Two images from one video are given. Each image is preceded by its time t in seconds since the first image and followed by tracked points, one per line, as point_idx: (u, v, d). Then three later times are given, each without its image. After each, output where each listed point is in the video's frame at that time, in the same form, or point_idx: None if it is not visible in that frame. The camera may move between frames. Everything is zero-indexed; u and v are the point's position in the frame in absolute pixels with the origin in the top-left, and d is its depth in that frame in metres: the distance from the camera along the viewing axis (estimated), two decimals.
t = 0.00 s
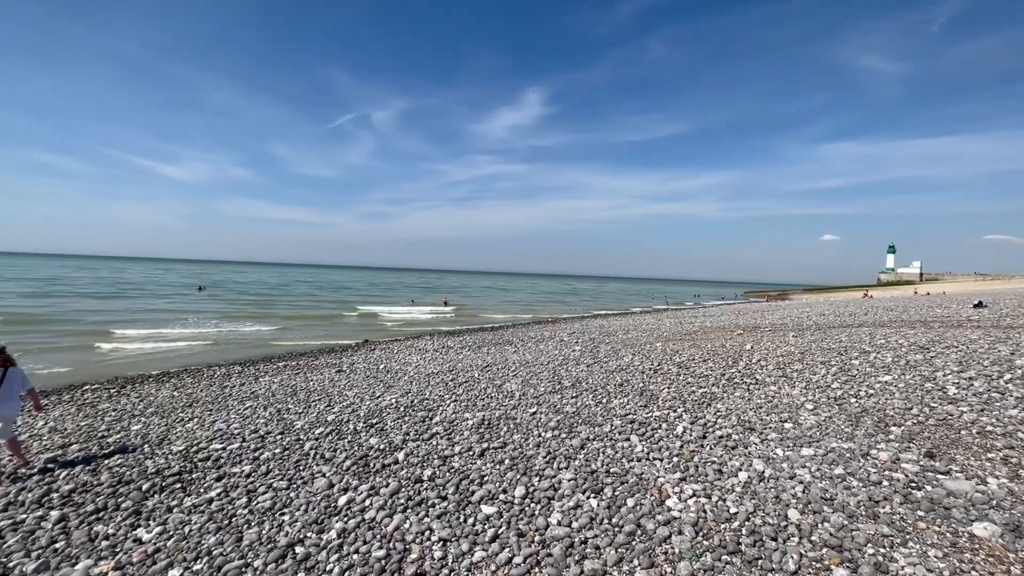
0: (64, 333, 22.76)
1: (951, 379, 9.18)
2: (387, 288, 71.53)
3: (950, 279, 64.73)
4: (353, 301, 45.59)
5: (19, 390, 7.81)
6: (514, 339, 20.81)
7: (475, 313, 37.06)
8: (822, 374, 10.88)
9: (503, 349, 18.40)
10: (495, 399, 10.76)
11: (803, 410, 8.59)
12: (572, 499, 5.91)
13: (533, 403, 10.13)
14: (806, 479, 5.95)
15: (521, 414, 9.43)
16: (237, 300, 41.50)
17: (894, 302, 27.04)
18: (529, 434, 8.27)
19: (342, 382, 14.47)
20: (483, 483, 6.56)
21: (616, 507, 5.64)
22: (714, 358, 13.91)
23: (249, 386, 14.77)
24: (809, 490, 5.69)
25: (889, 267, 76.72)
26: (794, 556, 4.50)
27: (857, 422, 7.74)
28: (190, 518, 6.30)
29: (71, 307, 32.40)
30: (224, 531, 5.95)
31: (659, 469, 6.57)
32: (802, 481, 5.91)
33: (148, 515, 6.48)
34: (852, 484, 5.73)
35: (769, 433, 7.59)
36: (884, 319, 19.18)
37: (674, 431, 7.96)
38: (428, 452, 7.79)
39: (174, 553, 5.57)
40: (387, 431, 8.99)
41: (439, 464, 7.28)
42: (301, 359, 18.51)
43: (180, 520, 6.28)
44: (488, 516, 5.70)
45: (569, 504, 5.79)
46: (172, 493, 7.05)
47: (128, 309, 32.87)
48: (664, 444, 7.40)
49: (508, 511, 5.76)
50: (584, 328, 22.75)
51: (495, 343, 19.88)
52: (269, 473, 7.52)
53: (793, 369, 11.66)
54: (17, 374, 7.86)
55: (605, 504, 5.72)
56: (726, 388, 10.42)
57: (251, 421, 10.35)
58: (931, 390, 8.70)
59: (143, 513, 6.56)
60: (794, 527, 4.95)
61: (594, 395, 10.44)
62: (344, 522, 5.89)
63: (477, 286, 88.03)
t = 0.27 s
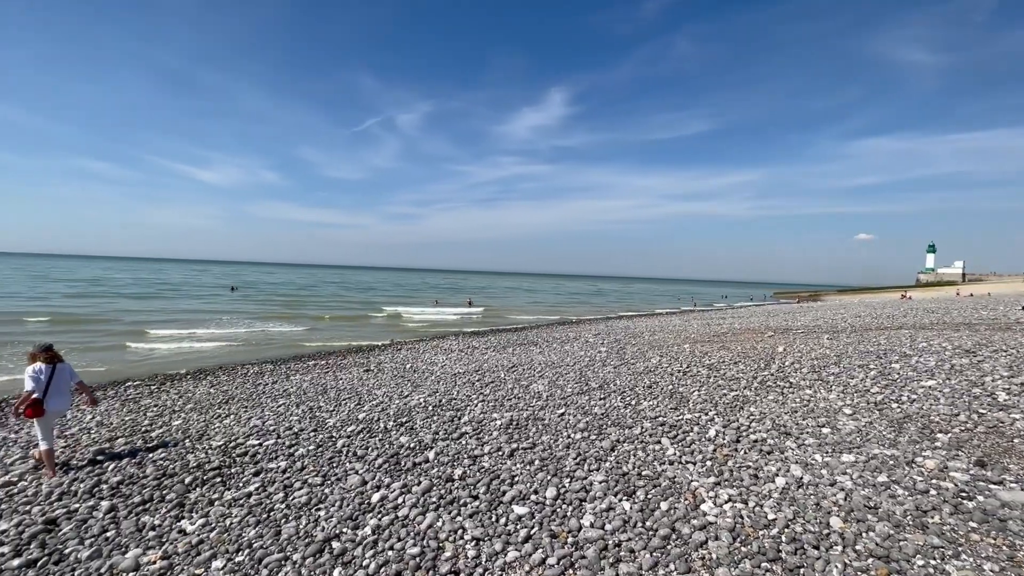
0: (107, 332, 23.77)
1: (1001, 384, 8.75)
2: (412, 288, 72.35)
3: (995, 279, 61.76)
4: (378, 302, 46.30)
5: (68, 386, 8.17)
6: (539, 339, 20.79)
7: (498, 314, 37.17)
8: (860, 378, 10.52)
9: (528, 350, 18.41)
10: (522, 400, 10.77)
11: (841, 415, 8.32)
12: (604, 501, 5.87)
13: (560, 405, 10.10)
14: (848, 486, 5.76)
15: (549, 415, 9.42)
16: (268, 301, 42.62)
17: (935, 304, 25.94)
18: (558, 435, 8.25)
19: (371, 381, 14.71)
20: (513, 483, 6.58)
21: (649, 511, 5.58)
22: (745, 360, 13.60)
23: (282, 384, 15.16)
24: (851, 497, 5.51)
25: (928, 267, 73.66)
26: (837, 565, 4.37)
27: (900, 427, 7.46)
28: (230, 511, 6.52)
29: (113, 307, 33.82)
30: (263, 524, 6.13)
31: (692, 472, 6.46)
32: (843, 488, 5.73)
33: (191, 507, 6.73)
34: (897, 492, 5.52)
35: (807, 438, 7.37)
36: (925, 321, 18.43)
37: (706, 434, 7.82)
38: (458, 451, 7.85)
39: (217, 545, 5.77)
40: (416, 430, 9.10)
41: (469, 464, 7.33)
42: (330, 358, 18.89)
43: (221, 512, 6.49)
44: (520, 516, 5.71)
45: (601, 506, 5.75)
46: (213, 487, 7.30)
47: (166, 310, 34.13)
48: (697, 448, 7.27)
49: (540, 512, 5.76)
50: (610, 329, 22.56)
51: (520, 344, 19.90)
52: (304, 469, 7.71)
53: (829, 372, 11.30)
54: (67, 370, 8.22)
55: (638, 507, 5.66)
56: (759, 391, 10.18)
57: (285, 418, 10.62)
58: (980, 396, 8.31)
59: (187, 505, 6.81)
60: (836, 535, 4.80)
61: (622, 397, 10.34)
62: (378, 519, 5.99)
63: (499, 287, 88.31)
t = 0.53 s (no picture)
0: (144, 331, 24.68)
1: None
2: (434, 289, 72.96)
3: None
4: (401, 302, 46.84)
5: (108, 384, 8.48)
6: (562, 340, 20.72)
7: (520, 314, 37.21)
8: (899, 382, 10.15)
9: (551, 351, 18.37)
10: (548, 401, 10.75)
11: (879, 420, 8.04)
12: (634, 504, 5.81)
13: (586, 406, 10.04)
14: (889, 494, 5.57)
15: (575, 417, 9.37)
16: (295, 301, 43.60)
17: (976, 305, 24.84)
18: (585, 436, 8.20)
19: (396, 380, 14.90)
20: (542, 484, 6.57)
21: (681, 514, 5.50)
22: (775, 363, 13.27)
23: (310, 382, 15.48)
24: (893, 505, 5.32)
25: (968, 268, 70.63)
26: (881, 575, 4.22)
27: (943, 434, 7.17)
28: (265, 506, 6.69)
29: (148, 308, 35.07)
30: (297, 519, 6.27)
31: (724, 476, 6.34)
32: (884, 496, 5.54)
33: (228, 501, 6.93)
34: (942, 501, 5.30)
35: (843, 444, 7.15)
36: (967, 323, 17.66)
37: (737, 437, 7.67)
38: (485, 451, 7.88)
39: (254, 538, 5.93)
40: (443, 429, 9.17)
41: (497, 464, 7.35)
42: (356, 357, 19.21)
43: (257, 507, 6.67)
44: (549, 517, 5.69)
45: (632, 509, 5.70)
46: (248, 482, 7.51)
47: (198, 309, 35.24)
48: (727, 451, 7.14)
49: (569, 513, 5.74)
50: (634, 330, 22.32)
51: (543, 345, 19.87)
52: (335, 466, 7.86)
53: (864, 376, 10.94)
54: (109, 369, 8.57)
55: (669, 510, 5.59)
56: (791, 394, 9.92)
57: (315, 416, 10.85)
58: None
59: (224, 499, 7.02)
60: (878, 545, 4.64)
61: (649, 399, 10.22)
62: (408, 516, 6.06)
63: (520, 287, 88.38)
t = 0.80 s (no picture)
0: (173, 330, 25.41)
1: None
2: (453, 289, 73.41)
3: None
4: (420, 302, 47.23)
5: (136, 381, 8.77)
6: (582, 341, 20.61)
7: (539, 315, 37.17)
8: (934, 386, 9.81)
9: (571, 351, 18.29)
10: (568, 401, 10.70)
11: (914, 426, 7.78)
12: (659, 507, 5.74)
13: (608, 407, 9.96)
14: (927, 502, 5.38)
15: (597, 418, 9.30)
16: (316, 301, 44.33)
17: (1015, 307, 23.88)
18: (608, 438, 8.14)
19: (417, 380, 15.03)
20: (565, 486, 6.54)
21: (707, 519, 5.41)
22: (801, 365, 12.95)
23: (333, 381, 15.74)
24: (930, 514, 5.13)
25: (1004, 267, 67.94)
26: None
27: (982, 440, 6.90)
28: (292, 502, 6.82)
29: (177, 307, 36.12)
30: (323, 516, 6.37)
31: (751, 481, 6.22)
32: (921, 503, 5.35)
33: (257, 496, 7.09)
34: (984, 510, 5.10)
35: (876, 449, 6.94)
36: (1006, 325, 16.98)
37: (763, 441, 7.51)
38: (507, 452, 7.88)
39: (282, 533, 6.05)
40: (465, 429, 9.21)
41: (519, 464, 7.35)
42: (377, 356, 19.43)
43: (284, 503, 6.81)
44: (573, 519, 5.67)
45: (657, 512, 5.63)
46: (275, 478, 7.67)
47: (224, 309, 36.13)
48: (754, 455, 6.99)
49: (594, 515, 5.70)
50: (655, 331, 22.07)
51: (563, 345, 19.80)
52: (359, 464, 7.97)
53: (897, 379, 10.61)
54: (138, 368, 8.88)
55: (695, 515, 5.51)
56: (819, 398, 9.68)
57: (338, 414, 11.02)
58: None
59: (252, 494, 7.18)
60: (916, 555, 4.49)
61: (672, 401, 10.09)
62: (432, 515, 6.11)
63: (539, 287, 88.33)
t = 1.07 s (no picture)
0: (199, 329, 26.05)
1: None
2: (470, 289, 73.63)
3: None
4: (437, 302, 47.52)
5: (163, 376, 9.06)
6: (600, 341, 20.49)
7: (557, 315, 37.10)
8: (968, 389, 9.48)
9: (590, 351, 18.20)
10: (588, 402, 10.63)
11: (947, 430, 7.52)
12: (683, 510, 5.66)
13: (628, 408, 9.88)
14: (963, 509, 5.20)
15: (617, 419, 9.23)
16: (336, 301, 44.97)
17: None
18: (629, 439, 8.07)
19: (436, 379, 15.13)
20: (586, 487, 6.50)
21: (732, 523, 5.31)
22: (827, 367, 12.64)
23: (353, 379, 15.95)
24: (967, 522, 4.95)
25: None
26: None
27: (1021, 446, 6.64)
28: (316, 499, 6.93)
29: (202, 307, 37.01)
30: (346, 513, 6.46)
31: (778, 485, 6.09)
32: (957, 511, 5.17)
33: (281, 492, 7.22)
34: None
35: (907, 454, 6.73)
36: None
37: (789, 445, 7.35)
38: (527, 452, 7.87)
39: (306, 529, 6.14)
40: (485, 428, 9.24)
41: (539, 464, 7.35)
42: (396, 356, 19.60)
43: (308, 499, 6.92)
44: (595, 520, 5.63)
45: (680, 515, 5.55)
46: (299, 475, 7.80)
47: (247, 310, 36.90)
48: (780, 459, 6.85)
49: (616, 517, 5.66)
50: (675, 332, 21.81)
51: (581, 345, 19.71)
52: (380, 462, 8.06)
53: (928, 382, 10.29)
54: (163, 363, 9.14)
55: (720, 518, 5.42)
56: (847, 400, 9.44)
57: (359, 413, 11.15)
58: None
59: (277, 491, 7.32)
60: (953, 564, 4.34)
61: (694, 402, 9.95)
62: (453, 514, 6.14)
63: (556, 288, 88.24)
